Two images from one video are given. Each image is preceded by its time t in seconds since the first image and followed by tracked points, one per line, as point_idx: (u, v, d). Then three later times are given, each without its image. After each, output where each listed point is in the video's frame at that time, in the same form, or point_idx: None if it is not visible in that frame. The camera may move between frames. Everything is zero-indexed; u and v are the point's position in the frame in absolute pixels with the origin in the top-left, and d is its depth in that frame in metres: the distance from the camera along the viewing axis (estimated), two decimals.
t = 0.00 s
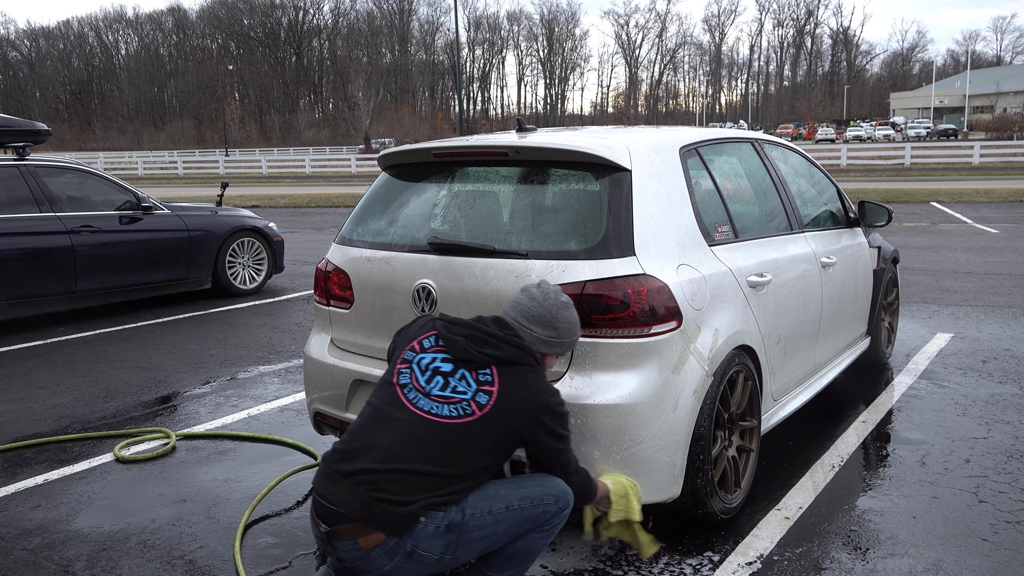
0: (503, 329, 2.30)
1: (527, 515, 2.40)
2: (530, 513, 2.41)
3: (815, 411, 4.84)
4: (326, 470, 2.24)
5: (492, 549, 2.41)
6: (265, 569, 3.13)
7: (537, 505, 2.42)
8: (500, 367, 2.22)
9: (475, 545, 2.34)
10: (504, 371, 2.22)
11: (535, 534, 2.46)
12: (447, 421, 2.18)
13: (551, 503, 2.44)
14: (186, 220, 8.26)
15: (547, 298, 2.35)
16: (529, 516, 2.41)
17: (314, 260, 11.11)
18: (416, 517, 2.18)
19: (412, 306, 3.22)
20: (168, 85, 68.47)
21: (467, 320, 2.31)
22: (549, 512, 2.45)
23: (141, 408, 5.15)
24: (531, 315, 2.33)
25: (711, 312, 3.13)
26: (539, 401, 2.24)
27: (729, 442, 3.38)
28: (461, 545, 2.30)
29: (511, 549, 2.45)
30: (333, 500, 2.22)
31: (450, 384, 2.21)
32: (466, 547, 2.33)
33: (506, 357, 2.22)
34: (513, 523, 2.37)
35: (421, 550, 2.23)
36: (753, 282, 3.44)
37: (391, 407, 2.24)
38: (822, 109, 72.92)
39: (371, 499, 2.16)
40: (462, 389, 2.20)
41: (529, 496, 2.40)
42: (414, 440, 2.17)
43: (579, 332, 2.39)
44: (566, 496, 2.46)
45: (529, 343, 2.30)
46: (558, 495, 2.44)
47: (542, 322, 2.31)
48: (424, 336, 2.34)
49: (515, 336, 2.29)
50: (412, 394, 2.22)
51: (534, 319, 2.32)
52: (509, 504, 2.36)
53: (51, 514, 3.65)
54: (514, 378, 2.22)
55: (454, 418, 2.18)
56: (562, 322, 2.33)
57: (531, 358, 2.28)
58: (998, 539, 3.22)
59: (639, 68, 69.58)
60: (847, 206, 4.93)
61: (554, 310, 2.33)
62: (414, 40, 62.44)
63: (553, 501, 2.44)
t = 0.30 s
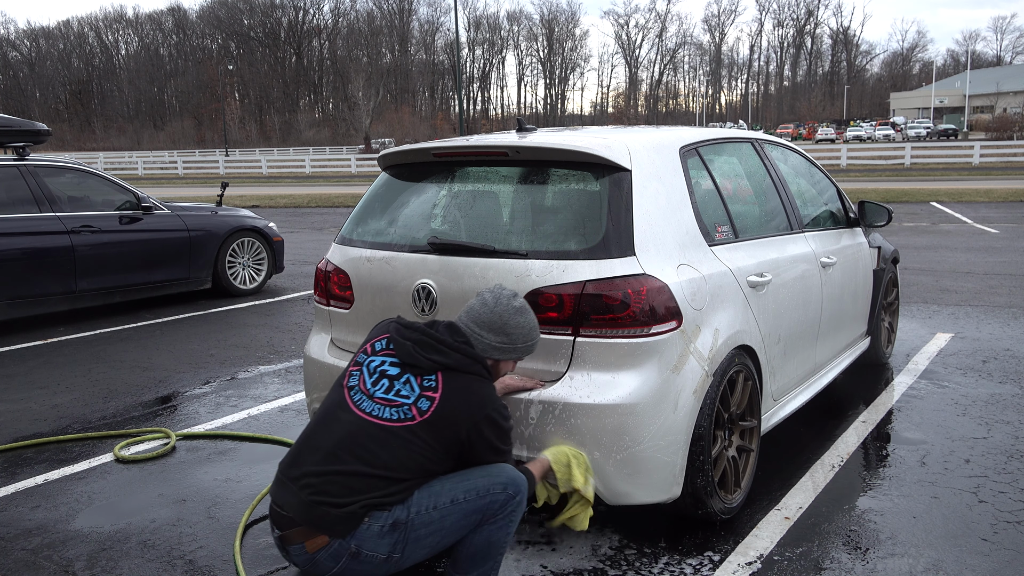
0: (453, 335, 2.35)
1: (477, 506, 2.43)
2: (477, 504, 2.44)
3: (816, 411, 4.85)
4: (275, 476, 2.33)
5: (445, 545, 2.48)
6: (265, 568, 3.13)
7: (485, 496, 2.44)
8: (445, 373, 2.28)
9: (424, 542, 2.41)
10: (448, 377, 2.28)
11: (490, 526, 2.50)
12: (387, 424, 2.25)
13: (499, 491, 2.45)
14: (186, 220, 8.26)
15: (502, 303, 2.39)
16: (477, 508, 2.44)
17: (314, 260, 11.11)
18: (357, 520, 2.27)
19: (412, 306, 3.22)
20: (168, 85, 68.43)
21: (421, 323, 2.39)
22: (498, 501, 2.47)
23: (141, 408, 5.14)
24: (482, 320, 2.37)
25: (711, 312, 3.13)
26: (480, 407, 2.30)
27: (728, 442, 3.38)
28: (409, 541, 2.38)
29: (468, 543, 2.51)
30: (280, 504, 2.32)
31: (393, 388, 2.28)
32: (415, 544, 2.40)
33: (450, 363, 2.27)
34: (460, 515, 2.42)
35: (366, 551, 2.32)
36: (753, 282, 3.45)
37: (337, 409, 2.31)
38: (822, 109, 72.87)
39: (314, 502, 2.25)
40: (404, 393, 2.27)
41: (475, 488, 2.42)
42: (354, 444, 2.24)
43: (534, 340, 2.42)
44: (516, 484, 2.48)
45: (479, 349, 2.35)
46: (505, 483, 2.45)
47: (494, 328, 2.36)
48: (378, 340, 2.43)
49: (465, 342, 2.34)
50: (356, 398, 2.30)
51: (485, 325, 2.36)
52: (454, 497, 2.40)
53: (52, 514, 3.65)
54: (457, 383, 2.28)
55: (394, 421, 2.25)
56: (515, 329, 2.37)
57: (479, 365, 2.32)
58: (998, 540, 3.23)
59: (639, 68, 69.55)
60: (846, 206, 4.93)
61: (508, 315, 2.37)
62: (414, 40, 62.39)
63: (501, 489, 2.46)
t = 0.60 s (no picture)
0: (432, 337, 2.36)
1: (457, 499, 2.43)
2: (455, 498, 2.43)
3: (816, 411, 4.85)
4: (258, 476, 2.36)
5: (428, 539, 2.47)
6: (265, 568, 3.13)
7: (462, 490, 2.43)
8: (419, 375, 2.29)
9: (405, 538, 2.40)
10: (423, 380, 2.29)
11: (471, 519, 2.49)
12: (361, 424, 2.26)
13: (475, 484, 2.45)
14: (186, 220, 8.26)
15: (480, 308, 2.40)
16: (455, 502, 2.43)
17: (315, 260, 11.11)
18: (334, 519, 2.28)
19: (412, 307, 3.22)
20: (168, 85, 68.47)
21: (399, 322, 2.39)
22: (476, 493, 2.46)
23: (141, 408, 5.14)
24: (460, 324, 2.39)
25: (711, 312, 3.13)
26: (451, 409, 2.31)
27: (728, 442, 3.38)
28: (388, 538, 2.38)
29: (452, 537, 2.51)
30: (263, 504, 2.35)
31: (368, 387, 2.29)
32: (395, 541, 2.40)
33: (425, 365, 2.28)
34: (439, 510, 2.41)
35: (345, 549, 2.33)
36: (753, 282, 3.44)
37: (314, 408, 2.33)
38: (822, 109, 72.88)
39: (291, 502, 2.27)
40: (378, 394, 2.27)
41: (453, 482, 2.41)
42: (329, 444, 2.25)
43: (513, 346, 2.43)
44: (493, 476, 2.48)
45: (456, 353, 2.37)
46: (480, 476, 2.45)
47: (471, 332, 2.38)
48: (357, 337, 2.43)
49: (442, 345, 2.35)
50: (332, 397, 2.32)
51: (462, 329, 2.38)
52: (431, 492, 2.39)
53: (52, 515, 3.65)
54: (431, 385, 2.29)
55: (367, 421, 2.26)
56: (491, 334, 2.38)
57: (455, 368, 2.34)
58: (998, 540, 3.23)
59: (639, 68, 69.56)
60: (847, 206, 4.93)
61: (486, 320, 2.39)
62: (414, 40, 62.40)
63: (479, 482, 2.45)
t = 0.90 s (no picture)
0: (421, 336, 2.36)
1: (452, 494, 2.44)
2: (449, 494, 2.43)
3: (816, 411, 4.85)
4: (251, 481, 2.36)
5: (425, 535, 2.48)
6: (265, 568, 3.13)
7: (456, 485, 2.44)
8: (410, 374, 2.29)
9: (401, 535, 2.40)
10: (414, 379, 2.29)
11: (466, 514, 2.49)
12: (352, 424, 2.26)
13: (469, 479, 2.45)
14: (186, 220, 8.26)
15: (470, 305, 2.40)
16: (450, 497, 2.44)
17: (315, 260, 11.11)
18: (329, 519, 2.27)
19: (413, 307, 3.22)
20: (168, 85, 68.49)
21: (388, 322, 2.39)
22: (470, 488, 2.47)
23: (141, 408, 5.14)
24: (450, 321, 2.39)
25: (711, 311, 3.13)
26: (443, 406, 2.31)
27: (729, 442, 3.38)
28: (385, 536, 2.38)
29: (449, 533, 2.51)
30: (257, 508, 2.34)
31: (359, 387, 2.29)
32: (391, 538, 2.40)
33: (416, 364, 2.28)
34: (434, 505, 2.42)
35: (342, 549, 2.33)
36: (753, 282, 3.44)
37: (305, 409, 2.33)
38: (822, 108, 72.87)
39: (286, 505, 2.26)
40: (370, 393, 2.27)
41: (447, 477, 2.42)
42: (322, 444, 2.25)
43: (502, 342, 2.43)
44: (488, 471, 2.49)
45: (446, 350, 2.37)
46: (475, 470, 2.46)
47: (461, 329, 2.37)
48: (345, 337, 2.43)
49: (431, 344, 2.35)
50: (323, 398, 2.32)
51: (452, 327, 2.38)
52: (427, 489, 2.39)
53: (52, 514, 3.65)
54: (422, 383, 2.29)
55: (359, 421, 2.26)
56: (482, 331, 2.39)
57: (445, 366, 2.34)
58: (998, 540, 3.23)
59: (639, 68, 69.54)
60: (846, 206, 4.93)
61: (476, 317, 2.39)
62: (414, 40, 62.39)
63: (473, 477, 2.46)
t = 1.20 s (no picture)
0: (407, 335, 2.36)
1: (442, 494, 2.44)
2: (440, 493, 2.44)
3: (816, 411, 4.85)
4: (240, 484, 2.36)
5: (417, 536, 2.49)
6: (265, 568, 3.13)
7: (446, 484, 2.44)
8: (396, 373, 2.29)
9: (392, 535, 2.41)
10: (400, 378, 2.28)
11: (457, 513, 2.50)
12: (338, 425, 2.25)
13: (459, 478, 2.46)
14: (186, 220, 8.26)
15: (454, 301, 2.42)
16: (440, 496, 2.44)
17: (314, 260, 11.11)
18: (317, 522, 2.27)
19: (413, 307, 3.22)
20: (168, 85, 68.49)
21: (372, 321, 2.39)
22: (460, 487, 2.47)
23: (141, 408, 5.15)
24: (435, 319, 2.40)
25: (711, 311, 3.13)
26: (431, 405, 2.31)
27: (728, 442, 3.38)
28: (375, 537, 2.38)
29: (441, 532, 2.51)
30: (246, 512, 2.34)
31: (345, 388, 2.28)
32: (382, 539, 2.40)
33: (402, 364, 2.28)
34: (425, 505, 2.42)
35: (332, 551, 2.33)
36: (753, 282, 3.44)
37: (291, 411, 2.32)
38: (822, 109, 72.88)
39: (274, 508, 2.26)
40: (355, 394, 2.27)
41: (437, 477, 2.42)
42: (308, 446, 2.24)
43: (486, 339, 2.46)
44: (477, 469, 2.49)
45: (432, 348, 2.38)
46: (464, 469, 2.46)
47: (447, 326, 2.39)
48: (332, 337, 2.42)
49: (417, 342, 2.36)
50: (309, 400, 2.31)
51: (438, 324, 2.40)
52: (417, 488, 2.40)
53: (52, 514, 3.65)
54: (409, 383, 2.29)
55: (345, 422, 2.25)
56: (466, 327, 2.40)
57: (432, 364, 2.34)
58: (998, 539, 3.23)
59: (639, 68, 69.54)
60: (846, 206, 4.93)
61: (460, 311, 2.41)
62: (414, 40, 62.38)
63: (463, 475, 2.47)
